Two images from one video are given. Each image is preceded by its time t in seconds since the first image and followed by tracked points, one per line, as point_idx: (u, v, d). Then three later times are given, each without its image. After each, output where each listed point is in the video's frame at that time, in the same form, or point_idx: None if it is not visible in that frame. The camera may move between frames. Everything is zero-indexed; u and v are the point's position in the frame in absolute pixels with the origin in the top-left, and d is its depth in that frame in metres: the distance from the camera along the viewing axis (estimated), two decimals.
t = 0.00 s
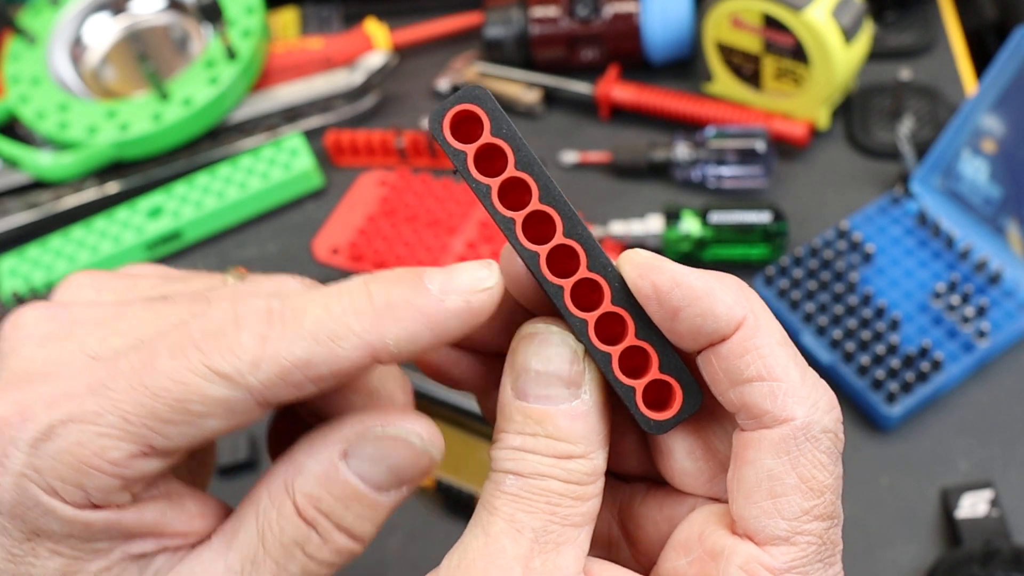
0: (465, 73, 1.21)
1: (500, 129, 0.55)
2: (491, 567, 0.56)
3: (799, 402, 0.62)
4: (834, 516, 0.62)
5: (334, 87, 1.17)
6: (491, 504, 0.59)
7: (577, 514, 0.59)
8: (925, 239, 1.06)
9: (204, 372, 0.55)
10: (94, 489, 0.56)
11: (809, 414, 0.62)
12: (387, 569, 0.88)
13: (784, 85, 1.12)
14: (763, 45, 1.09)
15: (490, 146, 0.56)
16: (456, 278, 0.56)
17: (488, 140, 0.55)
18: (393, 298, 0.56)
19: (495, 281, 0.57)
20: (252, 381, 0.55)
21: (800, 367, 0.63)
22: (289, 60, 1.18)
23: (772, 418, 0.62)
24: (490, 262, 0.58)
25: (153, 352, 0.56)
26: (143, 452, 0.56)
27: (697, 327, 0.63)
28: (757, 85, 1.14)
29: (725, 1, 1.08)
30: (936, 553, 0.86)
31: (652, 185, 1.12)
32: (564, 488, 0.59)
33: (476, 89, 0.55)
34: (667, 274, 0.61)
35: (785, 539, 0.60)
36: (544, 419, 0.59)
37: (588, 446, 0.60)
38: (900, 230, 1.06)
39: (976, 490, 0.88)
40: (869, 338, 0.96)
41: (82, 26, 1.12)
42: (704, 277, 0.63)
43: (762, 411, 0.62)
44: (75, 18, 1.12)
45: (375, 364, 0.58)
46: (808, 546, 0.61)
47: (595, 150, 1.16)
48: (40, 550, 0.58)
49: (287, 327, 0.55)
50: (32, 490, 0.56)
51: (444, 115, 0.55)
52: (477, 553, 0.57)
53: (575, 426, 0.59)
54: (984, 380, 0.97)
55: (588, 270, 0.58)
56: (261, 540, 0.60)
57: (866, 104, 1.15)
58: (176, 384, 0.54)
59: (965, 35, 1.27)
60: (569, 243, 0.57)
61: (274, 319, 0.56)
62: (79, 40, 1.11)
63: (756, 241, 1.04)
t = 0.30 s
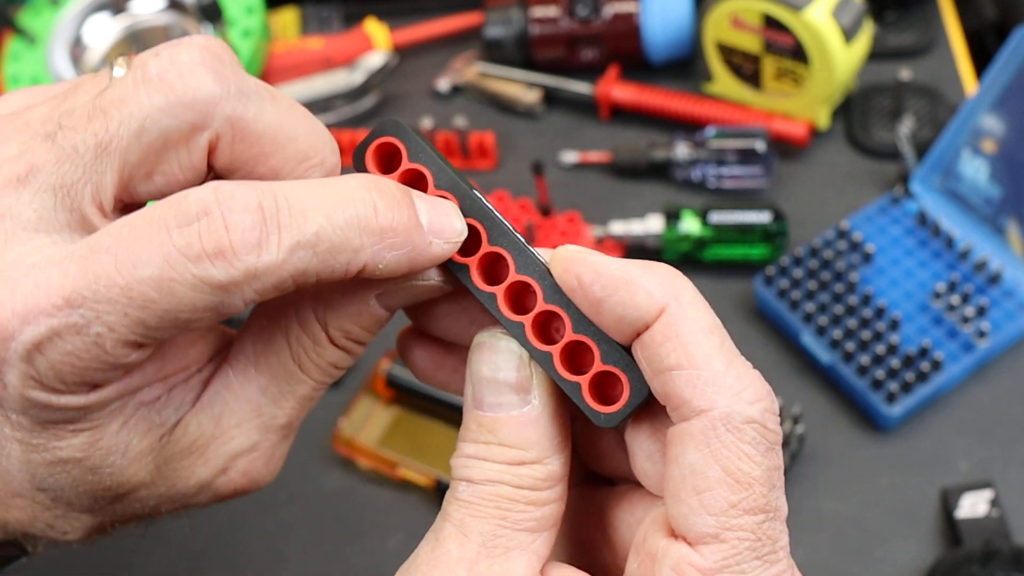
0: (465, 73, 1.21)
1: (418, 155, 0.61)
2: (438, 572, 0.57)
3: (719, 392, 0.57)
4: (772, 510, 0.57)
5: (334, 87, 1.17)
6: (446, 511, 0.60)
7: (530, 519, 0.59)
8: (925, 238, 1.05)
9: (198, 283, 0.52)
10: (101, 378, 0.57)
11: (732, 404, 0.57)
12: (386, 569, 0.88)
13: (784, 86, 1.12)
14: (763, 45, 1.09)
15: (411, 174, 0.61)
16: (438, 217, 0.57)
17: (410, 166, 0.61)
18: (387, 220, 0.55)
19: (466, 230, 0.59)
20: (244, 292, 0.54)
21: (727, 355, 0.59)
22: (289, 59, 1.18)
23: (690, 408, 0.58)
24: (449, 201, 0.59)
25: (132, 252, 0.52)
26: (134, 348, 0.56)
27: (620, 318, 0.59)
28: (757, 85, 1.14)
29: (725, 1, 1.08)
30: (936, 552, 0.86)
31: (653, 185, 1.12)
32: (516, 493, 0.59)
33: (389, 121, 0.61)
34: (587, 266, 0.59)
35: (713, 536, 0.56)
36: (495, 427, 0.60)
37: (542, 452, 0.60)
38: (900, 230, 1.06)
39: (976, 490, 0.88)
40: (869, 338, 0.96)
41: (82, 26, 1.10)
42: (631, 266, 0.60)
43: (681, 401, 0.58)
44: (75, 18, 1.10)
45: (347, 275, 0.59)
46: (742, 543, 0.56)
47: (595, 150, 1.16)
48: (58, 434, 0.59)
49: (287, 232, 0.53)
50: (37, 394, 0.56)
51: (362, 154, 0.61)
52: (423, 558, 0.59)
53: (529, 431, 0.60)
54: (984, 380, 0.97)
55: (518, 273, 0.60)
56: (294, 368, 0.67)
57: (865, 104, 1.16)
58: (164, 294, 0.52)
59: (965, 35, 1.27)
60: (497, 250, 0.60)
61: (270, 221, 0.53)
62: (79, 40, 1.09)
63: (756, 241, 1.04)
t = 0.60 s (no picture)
0: (465, 73, 1.21)
1: (401, 160, 0.60)
2: None
3: (690, 391, 0.57)
4: (750, 504, 0.57)
5: (334, 87, 1.17)
6: (438, 521, 0.60)
7: (523, 526, 0.59)
8: (924, 239, 1.05)
9: (191, 293, 0.52)
10: (86, 382, 0.56)
11: (702, 403, 0.57)
12: (387, 569, 0.88)
13: (784, 86, 1.12)
14: (763, 45, 1.09)
15: (396, 180, 0.61)
16: (442, 255, 0.57)
17: (392, 172, 0.60)
18: (382, 246, 0.55)
19: (468, 273, 0.59)
20: (236, 307, 0.54)
21: (701, 355, 0.58)
22: (289, 59, 1.19)
23: (660, 407, 0.57)
24: (461, 245, 0.59)
25: (132, 257, 0.52)
26: (122, 356, 0.55)
27: (600, 319, 0.59)
28: (757, 85, 1.14)
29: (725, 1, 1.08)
30: (936, 552, 0.86)
31: (653, 185, 1.12)
32: (508, 501, 0.59)
33: (376, 127, 0.60)
34: (567, 268, 0.59)
35: (694, 535, 0.56)
36: (483, 437, 0.60)
37: (531, 460, 0.60)
38: (900, 230, 1.06)
39: (976, 490, 0.88)
40: (869, 338, 0.96)
41: (82, 26, 1.09)
42: (609, 267, 0.60)
43: (652, 399, 0.57)
44: (75, 18, 1.10)
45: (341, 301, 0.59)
46: (725, 541, 0.56)
47: (595, 150, 1.16)
48: (45, 433, 0.59)
49: (283, 250, 0.53)
50: (23, 391, 0.56)
51: (348, 158, 0.60)
52: (418, 568, 0.59)
53: (516, 440, 0.60)
54: (984, 380, 0.97)
55: (498, 281, 0.60)
56: (280, 367, 0.66)
57: (865, 104, 1.16)
58: (158, 300, 0.52)
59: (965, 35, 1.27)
60: (479, 257, 0.60)
61: (268, 239, 0.53)
62: (79, 40, 1.09)
63: (756, 241, 1.04)
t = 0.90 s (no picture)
0: (465, 73, 1.22)
1: (398, 172, 0.59)
2: None
3: (687, 403, 0.57)
4: (752, 511, 0.57)
5: (334, 87, 1.16)
6: (441, 537, 0.60)
7: (528, 539, 0.59)
8: (924, 239, 1.05)
9: (181, 295, 0.53)
10: (78, 378, 0.56)
11: (700, 415, 0.57)
12: (387, 569, 0.88)
13: (784, 85, 1.12)
14: (763, 45, 1.09)
15: (392, 193, 0.60)
16: (431, 266, 0.56)
17: (388, 183, 0.59)
18: (369, 253, 0.55)
19: (462, 286, 0.57)
20: (224, 310, 0.54)
21: (695, 368, 0.58)
22: (290, 60, 1.18)
23: (657, 419, 0.57)
24: (457, 259, 0.58)
25: (124, 258, 0.53)
26: (112, 354, 0.56)
27: (597, 332, 0.58)
28: (757, 85, 1.14)
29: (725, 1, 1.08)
30: (936, 553, 0.86)
31: (653, 185, 1.12)
32: (512, 514, 0.59)
33: (374, 137, 0.59)
34: (563, 280, 0.58)
35: (700, 545, 0.56)
36: (483, 452, 0.60)
37: (531, 473, 0.60)
38: (900, 230, 1.06)
39: (976, 490, 0.88)
40: (869, 338, 0.96)
41: (82, 26, 1.09)
42: (603, 280, 0.59)
43: (649, 412, 0.57)
44: (75, 18, 1.10)
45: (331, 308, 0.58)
46: (731, 549, 0.56)
47: (595, 150, 1.16)
48: (39, 425, 0.59)
49: (270, 253, 0.54)
50: (13, 383, 0.57)
51: (344, 169, 0.60)
52: None
53: (515, 454, 0.60)
54: (984, 380, 0.97)
55: (493, 295, 0.59)
56: (276, 366, 0.66)
57: (865, 104, 1.16)
58: (149, 301, 0.53)
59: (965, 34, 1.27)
60: (473, 270, 0.59)
61: (256, 243, 0.54)
62: (79, 40, 1.09)
63: (756, 241, 1.04)
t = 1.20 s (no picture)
0: (465, 73, 1.22)
1: (370, 164, 0.58)
2: None
3: (687, 392, 0.58)
4: (753, 500, 0.58)
5: (335, 87, 1.17)
6: (433, 537, 0.59)
7: (522, 536, 0.59)
8: (925, 238, 1.05)
9: (142, 292, 0.53)
10: (52, 376, 0.56)
11: (700, 405, 0.58)
12: (386, 569, 0.88)
13: (784, 86, 1.12)
14: (763, 45, 1.09)
15: (364, 185, 0.59)
16: (411, 272, 0.56)
17: (363, 176, 0.59)
18: (345, 252, 0.54)
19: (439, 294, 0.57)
20: (188, 306, 0.54)
21: (692, 357, 0.59)
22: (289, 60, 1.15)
23: (658, 410, 0.58)
24: (434, 262, 0.57)
25: (87, 253, 0.53)
26: (83, 351, 0.56)
27: (593, 322, 0.59)
28: (757, 85, 1.14)
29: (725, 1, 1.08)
30: (936, 552, 0.86)
31: (653, 185, 1.12)
32: (505, 512, 0.59)
33: (341, 130, 0.58)
34: (557, 270, 0.59)
35: (706, 537, 0.56)
36: (472, 450, 0.59)
37: (523, 469, 0.60)
38: (900, 230, 1.06)
39: (976, 490, 0.88)
40: (869, 338, 0.96)
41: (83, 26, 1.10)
42: (598, 271, 0.60)
43: (649, 402, 0.58)
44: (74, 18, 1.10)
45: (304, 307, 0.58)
46: (736, 540, 0.57)
47: (596, 150, 1.16)
48: (16, 430, 0.60)
49: (240, 250, 0.53)
50: None
51: (312, 163, 0.59)
52: None
53: (506, 450, 0.59)
54: (984, 380, 0.97)
55: (478, 288, 0.58)
56: (252, 367, 0.65)
57: (865, 105, 1.16)
58: (109, 298, 0.53)
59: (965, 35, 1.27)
60: (456, 263, 0.58)
61: (224, 238, 0.53)
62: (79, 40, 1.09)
63: (756, 241, 1.04)
